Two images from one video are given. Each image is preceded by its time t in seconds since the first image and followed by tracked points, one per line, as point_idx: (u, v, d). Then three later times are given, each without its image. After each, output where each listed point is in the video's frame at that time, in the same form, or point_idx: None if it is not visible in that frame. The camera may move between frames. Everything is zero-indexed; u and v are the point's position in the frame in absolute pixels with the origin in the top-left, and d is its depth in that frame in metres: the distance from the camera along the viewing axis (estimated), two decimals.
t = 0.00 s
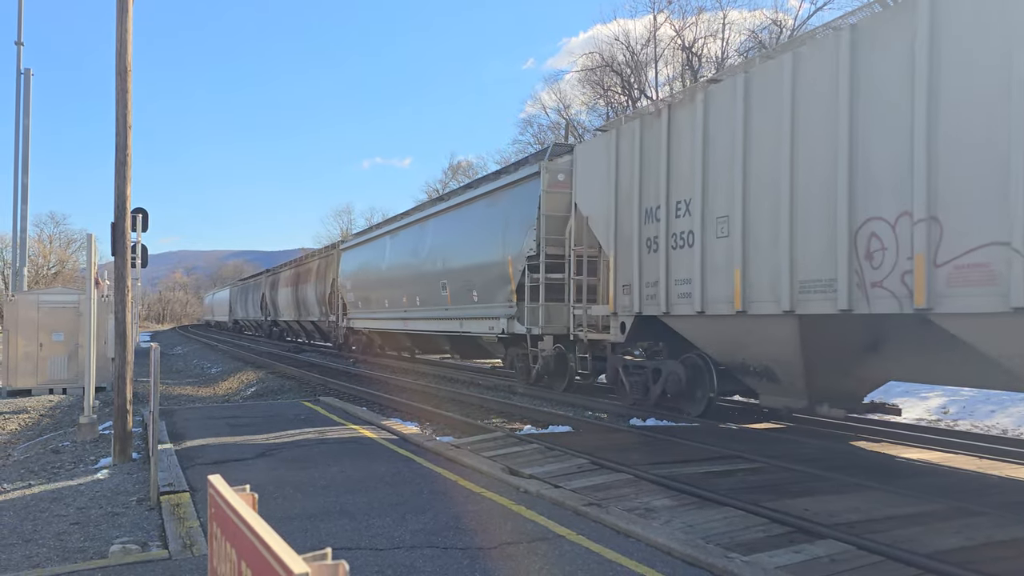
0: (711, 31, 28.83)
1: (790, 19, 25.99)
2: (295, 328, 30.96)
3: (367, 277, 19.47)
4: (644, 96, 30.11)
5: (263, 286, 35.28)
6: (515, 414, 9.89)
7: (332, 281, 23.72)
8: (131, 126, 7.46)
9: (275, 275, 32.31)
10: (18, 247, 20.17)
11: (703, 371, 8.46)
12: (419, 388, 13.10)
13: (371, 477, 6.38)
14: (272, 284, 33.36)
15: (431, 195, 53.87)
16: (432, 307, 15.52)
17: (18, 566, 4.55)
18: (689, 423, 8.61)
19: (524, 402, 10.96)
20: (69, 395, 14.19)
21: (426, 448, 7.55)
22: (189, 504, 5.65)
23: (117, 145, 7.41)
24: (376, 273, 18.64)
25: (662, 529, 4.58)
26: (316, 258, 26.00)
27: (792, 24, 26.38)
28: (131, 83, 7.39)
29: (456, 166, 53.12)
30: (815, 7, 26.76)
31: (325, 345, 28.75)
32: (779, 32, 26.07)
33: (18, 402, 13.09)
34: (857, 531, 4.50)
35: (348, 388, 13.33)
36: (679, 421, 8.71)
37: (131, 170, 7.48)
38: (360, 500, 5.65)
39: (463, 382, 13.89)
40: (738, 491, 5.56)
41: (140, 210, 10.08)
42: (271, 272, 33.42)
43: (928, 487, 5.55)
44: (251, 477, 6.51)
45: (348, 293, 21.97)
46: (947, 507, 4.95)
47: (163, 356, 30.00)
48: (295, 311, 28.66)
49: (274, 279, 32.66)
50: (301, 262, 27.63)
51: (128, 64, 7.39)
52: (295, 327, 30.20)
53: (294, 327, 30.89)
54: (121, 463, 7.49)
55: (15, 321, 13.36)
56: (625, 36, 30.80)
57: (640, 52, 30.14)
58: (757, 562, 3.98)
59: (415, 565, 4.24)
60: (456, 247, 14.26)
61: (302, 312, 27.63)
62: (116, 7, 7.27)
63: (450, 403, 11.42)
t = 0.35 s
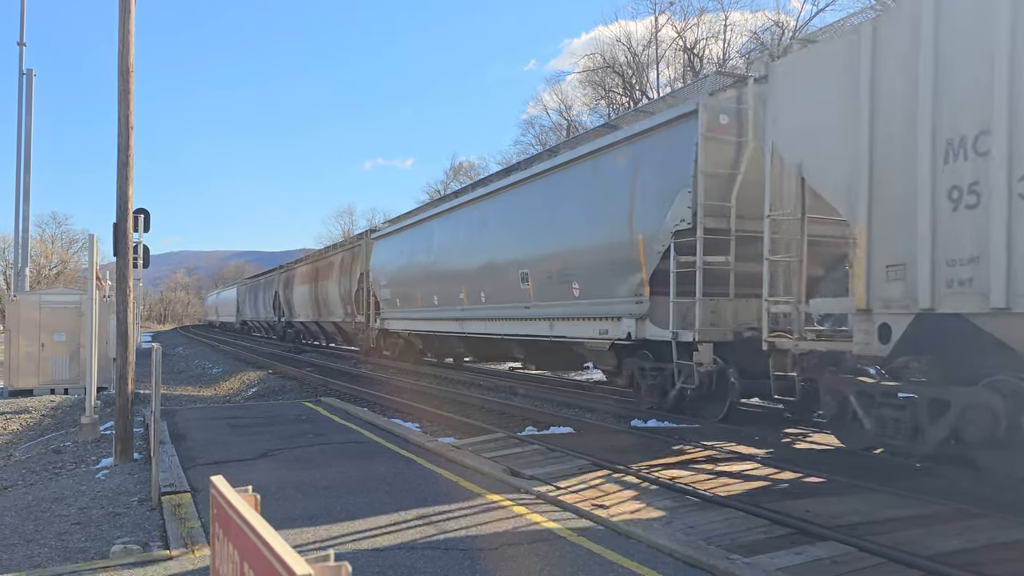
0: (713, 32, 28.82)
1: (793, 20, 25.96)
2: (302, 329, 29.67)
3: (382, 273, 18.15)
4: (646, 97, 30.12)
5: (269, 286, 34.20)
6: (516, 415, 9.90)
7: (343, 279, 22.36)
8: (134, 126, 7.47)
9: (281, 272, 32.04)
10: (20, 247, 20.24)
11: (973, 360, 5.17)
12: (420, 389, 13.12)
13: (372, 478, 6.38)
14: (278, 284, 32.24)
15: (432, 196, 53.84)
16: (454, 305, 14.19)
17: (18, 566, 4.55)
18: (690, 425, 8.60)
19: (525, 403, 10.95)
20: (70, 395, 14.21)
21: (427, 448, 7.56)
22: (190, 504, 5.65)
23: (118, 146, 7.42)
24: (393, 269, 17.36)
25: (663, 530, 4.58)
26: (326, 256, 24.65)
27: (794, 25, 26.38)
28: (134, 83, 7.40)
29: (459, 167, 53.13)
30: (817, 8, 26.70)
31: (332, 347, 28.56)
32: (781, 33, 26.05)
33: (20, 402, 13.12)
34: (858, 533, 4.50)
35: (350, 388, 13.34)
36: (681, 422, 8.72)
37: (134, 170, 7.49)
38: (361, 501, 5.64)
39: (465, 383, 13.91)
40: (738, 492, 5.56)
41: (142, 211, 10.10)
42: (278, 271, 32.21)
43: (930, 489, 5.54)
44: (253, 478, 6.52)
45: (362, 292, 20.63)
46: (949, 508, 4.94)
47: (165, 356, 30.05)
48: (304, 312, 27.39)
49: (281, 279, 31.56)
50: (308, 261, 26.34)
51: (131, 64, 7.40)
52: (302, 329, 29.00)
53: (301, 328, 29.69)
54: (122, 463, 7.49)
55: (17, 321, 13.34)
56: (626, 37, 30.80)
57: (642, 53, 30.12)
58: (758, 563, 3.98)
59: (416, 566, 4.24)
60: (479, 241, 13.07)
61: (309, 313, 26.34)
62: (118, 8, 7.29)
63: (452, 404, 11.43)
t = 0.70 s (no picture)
0: (713, 33, 28.84)
1: (793, 22, 25.97)
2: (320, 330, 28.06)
3: (416, 267, 16.49)
4: (647, 98, 30.14)
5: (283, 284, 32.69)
6: (515, 416, 9.90)
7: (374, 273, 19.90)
8: (134, 127, 7.48)
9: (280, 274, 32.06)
10: (20, 247, 20.26)
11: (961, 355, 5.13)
12: (420, 389, 13.12)
13: (372, 479, 6.38)
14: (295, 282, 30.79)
15: (433, 197, 53.70)
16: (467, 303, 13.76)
17: (18, 566, 4.55)
18: (690, 426, 8.60)
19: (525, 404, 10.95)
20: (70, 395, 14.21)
21: (427, 449, 7.56)
22: (190, 504, 5.66)
23: (119, 146, 7.43)
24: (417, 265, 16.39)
25: (662, 531, 4.58)
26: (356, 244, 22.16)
27: (794, 26, 26.42)
28: (134, 84, 7.41)
29: (459, 168, 53.15)
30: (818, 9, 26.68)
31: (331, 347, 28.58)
32: (781, 34, 26.06)
33: (20, 402, 13.11)
34: (858, 534, 4.50)
35: (349, 389, 13.34)
36: (681, 423, 8.72)
37: (134, 171, 7.49)
38: (361, 501, 5.64)
39: (465, 384, 13.92)
40: (738, 493, 5.56)
41: (142, 211, 10.10)
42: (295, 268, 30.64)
43: (930, 491, 5.54)
44: (253, 478, 6.52)
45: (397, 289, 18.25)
46: (949, 510, 4.94)
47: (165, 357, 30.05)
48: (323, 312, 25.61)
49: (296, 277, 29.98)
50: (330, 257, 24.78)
51: (131, 65, 7.40)
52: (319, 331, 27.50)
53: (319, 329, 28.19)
54: (122, 464, 7.49)
55: (17, 322, 13.34)
56: (626, 38, 30.83)
57: (642, 54, 30.13)
58: (758, 565, 3.98)
59: (415, 566, 4.24)
60: (500, 238, 12.31)
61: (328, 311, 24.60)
62: (118, 9, 7.29)
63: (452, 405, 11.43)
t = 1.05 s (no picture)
0: (714, 35, 28.88)
1: (793, 23, 25.99)
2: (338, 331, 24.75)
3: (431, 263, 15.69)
4: (647, 100, 30.18)
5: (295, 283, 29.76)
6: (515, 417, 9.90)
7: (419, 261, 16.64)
8: (134, 128, 7.48)
9: (280, 275, 32.10)
10: (20, 248, 20.28)
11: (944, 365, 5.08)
12: (420, 391, 13.12)
13: (372, 480, 6.38)
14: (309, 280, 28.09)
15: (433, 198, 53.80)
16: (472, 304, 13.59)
17: (18, 566, 4.55)
18: (690, 428, 8.60)
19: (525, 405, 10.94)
20: (71, 396, 14.21)
21: (427, 450, 7.55)
22: (189, 505, 5.66)
23: (119, 147, 7.43)
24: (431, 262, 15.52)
25: (662, 532, 4.58)
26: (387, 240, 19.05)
27: (795, 28, 26.43)
28: (134, 84, 7.41)
29: (459, 169, 53.21)
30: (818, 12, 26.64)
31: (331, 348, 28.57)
32: (781, 36, 26.09)
33: (20, 403, 13.11)
34: (858, 536, 4.50)
35: (349, 390, 13.33)
36: (680, 424, 8.72)
37: (134, 171, 7.49)
38: (361, 503, 5.64)
39: (465, 385, 13.92)
40: (739, 495, 5.56)
41: (142, 212, 10.10)
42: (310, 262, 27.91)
43: (930, 492, 5.54)
44: (252, 479, 6.52)
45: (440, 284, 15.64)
46: (949, 512, 4.94)
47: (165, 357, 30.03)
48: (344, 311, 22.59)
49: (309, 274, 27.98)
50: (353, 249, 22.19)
51: (131, 66, 7.41)
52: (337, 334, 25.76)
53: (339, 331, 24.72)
54: (122, 464, 7.49)
55: (17, 323, 13.35)
56: (627, 39, 30.84)
57: (642, 55, 30.17)
58: (758, 566, 3.98)
59: (415, 568, 4.24)
60: (507, 235, 12.02)
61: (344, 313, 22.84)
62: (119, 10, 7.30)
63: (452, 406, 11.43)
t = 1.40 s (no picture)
0: (714, 36, 28.90)
1: (793, 24, 26.00)
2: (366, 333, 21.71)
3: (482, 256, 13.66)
4: (647, 101, 30.20)
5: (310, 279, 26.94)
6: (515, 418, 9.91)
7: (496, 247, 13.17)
8: (134, 128, 7.48)
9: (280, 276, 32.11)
10: (20, 248, 20.26)
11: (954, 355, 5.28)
12: (419, 391, 13.13)
13: (372, 481, 6.37)
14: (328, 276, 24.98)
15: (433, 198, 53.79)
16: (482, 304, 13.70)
17: (18, 567, 4.55)
18: (691, 429, 8.59)
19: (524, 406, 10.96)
20: (71, 396, 14.20)
21: (427, 451, 7.55)
22: (190, 506, 5.66)
23: (120, 148, 7.43)
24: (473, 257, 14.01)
25: (663, 533, 4.57)
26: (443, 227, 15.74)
27: (796, 28, 26.45)
28: (134, 86, 7.42)
29: (459, 170, 53.20)
30: (818, 12, 26.64)
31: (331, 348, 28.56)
32: (781, 37, 26.09)
33: (20, 403, 13.11)
34: (858, 537, 4.49)
35: (349, 390, 13.34)
36: (680, 425, 8.73)
37: (134, 172, 7.50)
38: (361, 503, 5.64)
39: (465, 386, 13.92)
40: (738, 496, 5.56)
41: (143, 212, 10.11)
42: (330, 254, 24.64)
43: (930, 494, 5.53)
44: (252, 479, 6.52)
45: (515, 278, 12.64)
46: (950, 513, 4.93)
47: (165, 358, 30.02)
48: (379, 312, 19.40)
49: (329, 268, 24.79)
50: (386, 239, 19.20)
51: (132, 67, 7.42)
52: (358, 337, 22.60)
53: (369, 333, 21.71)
54: (122, 465, 7.49)
55: (18, 323, 13.36)
56: (627, 40, 30.86)
57: (643, 56, 30.20)
58: (758, 567, 3.97)
59: (415, 568, 4.23)
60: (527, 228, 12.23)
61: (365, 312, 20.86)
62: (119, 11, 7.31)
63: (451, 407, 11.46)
